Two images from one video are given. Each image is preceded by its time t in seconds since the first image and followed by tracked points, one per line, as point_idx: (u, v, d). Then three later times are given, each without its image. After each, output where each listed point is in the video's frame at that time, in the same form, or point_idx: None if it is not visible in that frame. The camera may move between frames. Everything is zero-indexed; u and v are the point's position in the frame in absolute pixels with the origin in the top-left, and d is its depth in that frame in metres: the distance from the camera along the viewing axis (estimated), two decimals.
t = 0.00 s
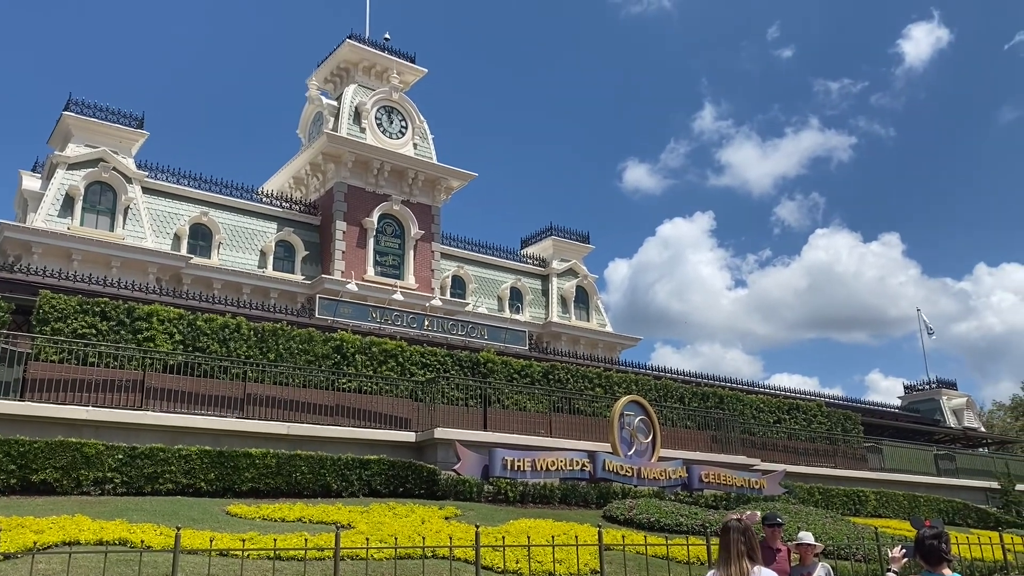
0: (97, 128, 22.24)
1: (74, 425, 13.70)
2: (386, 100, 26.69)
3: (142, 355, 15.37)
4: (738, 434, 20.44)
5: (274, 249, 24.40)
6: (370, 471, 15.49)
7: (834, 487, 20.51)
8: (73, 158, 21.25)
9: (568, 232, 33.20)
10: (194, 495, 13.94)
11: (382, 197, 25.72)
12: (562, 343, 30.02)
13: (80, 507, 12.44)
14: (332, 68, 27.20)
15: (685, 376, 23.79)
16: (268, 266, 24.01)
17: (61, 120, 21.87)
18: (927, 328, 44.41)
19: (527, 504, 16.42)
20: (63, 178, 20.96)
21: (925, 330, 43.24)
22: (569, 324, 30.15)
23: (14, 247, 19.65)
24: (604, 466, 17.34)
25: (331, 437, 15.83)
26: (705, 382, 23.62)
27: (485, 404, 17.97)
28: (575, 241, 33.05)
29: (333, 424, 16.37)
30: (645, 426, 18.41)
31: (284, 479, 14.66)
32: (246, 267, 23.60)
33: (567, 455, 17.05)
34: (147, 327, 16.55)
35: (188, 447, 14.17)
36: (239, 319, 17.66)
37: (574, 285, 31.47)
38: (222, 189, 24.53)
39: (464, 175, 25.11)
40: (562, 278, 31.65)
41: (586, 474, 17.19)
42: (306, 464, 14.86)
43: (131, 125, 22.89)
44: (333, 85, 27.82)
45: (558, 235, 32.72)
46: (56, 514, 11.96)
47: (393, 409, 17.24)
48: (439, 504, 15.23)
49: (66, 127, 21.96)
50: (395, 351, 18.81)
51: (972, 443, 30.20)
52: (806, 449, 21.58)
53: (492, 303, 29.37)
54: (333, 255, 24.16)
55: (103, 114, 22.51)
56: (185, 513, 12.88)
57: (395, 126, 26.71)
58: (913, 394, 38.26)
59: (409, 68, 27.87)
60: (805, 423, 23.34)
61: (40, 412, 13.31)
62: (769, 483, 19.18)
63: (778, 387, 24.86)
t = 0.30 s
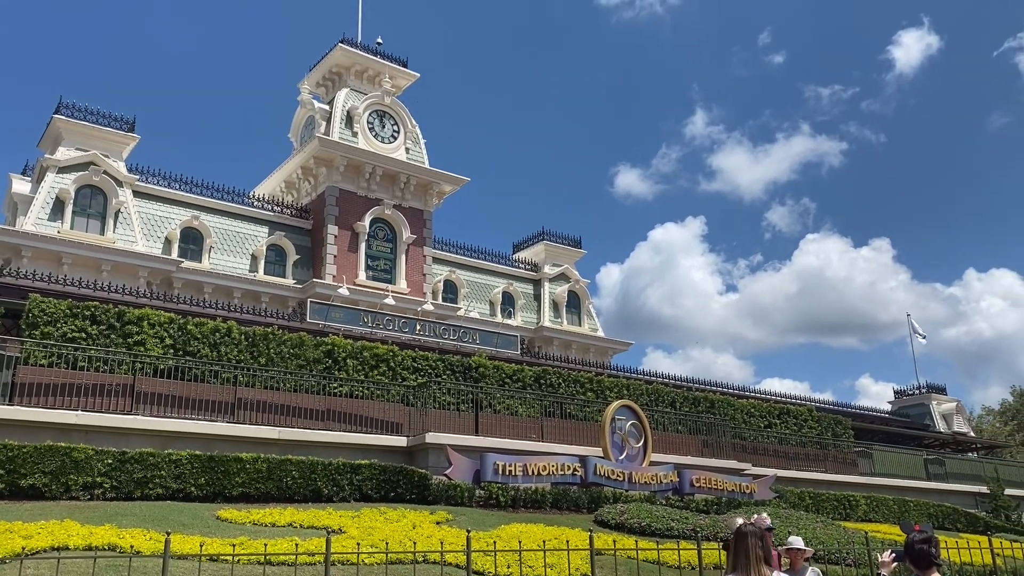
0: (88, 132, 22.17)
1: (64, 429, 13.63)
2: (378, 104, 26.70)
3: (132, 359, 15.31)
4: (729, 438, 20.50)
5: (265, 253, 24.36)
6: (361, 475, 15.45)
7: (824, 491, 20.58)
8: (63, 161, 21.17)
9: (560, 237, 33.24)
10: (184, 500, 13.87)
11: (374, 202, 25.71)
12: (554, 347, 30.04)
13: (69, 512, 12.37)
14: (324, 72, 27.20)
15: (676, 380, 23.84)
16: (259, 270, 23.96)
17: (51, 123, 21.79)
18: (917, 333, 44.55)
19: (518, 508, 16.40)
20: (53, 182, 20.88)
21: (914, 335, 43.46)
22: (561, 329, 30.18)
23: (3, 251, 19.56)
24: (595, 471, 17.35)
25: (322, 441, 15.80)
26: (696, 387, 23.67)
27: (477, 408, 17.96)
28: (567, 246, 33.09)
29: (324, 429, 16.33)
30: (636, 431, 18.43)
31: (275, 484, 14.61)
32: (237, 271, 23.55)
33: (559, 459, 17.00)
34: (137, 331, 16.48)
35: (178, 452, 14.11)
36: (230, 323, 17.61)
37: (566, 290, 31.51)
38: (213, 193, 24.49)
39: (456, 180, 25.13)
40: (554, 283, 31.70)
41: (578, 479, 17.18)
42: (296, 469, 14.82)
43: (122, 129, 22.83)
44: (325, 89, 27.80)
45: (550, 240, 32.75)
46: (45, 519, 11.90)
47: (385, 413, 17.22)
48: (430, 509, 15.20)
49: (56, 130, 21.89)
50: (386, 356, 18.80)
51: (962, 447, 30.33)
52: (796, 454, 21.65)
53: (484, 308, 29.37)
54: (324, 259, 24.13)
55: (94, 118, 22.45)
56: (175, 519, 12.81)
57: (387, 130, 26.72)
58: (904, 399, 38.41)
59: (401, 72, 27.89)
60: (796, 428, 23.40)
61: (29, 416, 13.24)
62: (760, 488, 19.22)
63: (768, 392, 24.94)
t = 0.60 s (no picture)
0: (83, 136, 22.15)
1: (58, 434, 13.57)
2: (373, 108, 26.71)
3: (126, 363, 15.28)
4: (724, 442, 20.51)
5: (261, 258, 24.34)
6: (356, 480, 15.43)
7: (820, 495, 20.59)
8: (58, 165, 21.14)
9: (556, 241, 33.27)
10: (179, 505, 13.83)
11: (369, 206, 25.71)
12: (550, 352, 30.05)
13: (63, 518, 12.32)
14: (320, 77, 27.21)
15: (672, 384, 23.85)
16: (254, 274, 23.94)
17: (46, 127, 21.76)
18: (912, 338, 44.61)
19: (514, 512, 16.50)
20: (48, 186, 20.84)
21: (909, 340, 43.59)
22: (556, 333, 30.19)
23: None
24: (591, 475, 17.23)
25: (318, 446, 15.76)
26: (692, 391, 23.69)
27: (472, 413, 17.94)
28: (563, 250, 33.12)
29: (319, 433, 16.30)
30: (631, 434, 18.44)
31: (270, 489, 14.58)
32: (232, 275, 23.52)
33: (554, 464, 16.80)
34: (131, 336, 16.43)
35: (172, 456, 14.07)
36: (225, 328, 17.58)
37: (562, 294, 31.53)
38: (208, 197, 24.47)
39: (452, 184, 25.14)
40: (550, 287, 31.72)
41: (574, 483, 17.02)
42: (291, 473, 14.77)
43: (117, 133, 22.81)
44: (320, 93, 27.82)
45: (545, 244, 32.79)
46: (39, 524, 11.85)
47: (380, 418, 17.20)
48: (426, 514, 15.18)
49: (51, 134, 21.85)
50: (381, 360, 18.78)
51: (957, 451, 30.38)
52: (791, 458, 21.66)
53: (479, 312, 29.38)
54: (319, 263, 24.11)
55: (89, 122, 22.42)
56: (169, 523, 12.77)
57: (383, 134, 26.73)
58: (899, 403, 38.50)
59: (396, 77, 27.92)
60: (791, 431, 23.42)
61: (23, 421, 13.18)
62: (755, 491, 19.21)
63: (764, 396, 24.97)
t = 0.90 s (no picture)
0: (82, 141, 22.19)
1: (57, 440, 13.57)
2: (373, 113, 26.76)
3: (126, 369, 15.28)
4: (725, 446, 20.50)
5: (260, 262, 24.35)
6: (356, 485, 15.41)
7: (820, 498, 20.58)
8: (57, 171, 21.17)
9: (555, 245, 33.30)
10: (179, 510, 13.81)
11: (369, 211, 25.73)
12: (550, 356, 30.05)
13: (62, 523, 12.30)
14: (319, 82, 27.26)
15: (672, 388, 23.83)
16: (254, 279, 23.94)
17: (46, 133, 21.79)
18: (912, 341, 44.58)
19: (514, 517, 16.35)
20: (47, 192, 20.87)
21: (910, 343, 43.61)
22: (556, 337, 30.19)
23: None
24: (591, 479, 17.31)
25: (318, 451, 15.76)
26: (692, 394, 23.67)
27: (472, 417, 17.93)
28: (562, 254, 33.13)
29: (319, 438, 16.29)
30: (631, 438, 18.43)
31: (270, 494, 14.56)
32: (232, 280, 23.53)
33: (554, 468, 16.99)
34: (131, 341, 16.44)
35: (172, 462, 14.06)
36: (225, 333, 17.58)
37: (562, 298, 31.54)
38: (208, 203, 24.49)
39: (451, 189, 25.17)
40: (550, 291, 31.73)
41: (574, 487, 17.16)
42: (291, 478, 14.75)
43: (116, 138, 22.84)
44: (320, 98, 27.86)
45: (545, 248, 32.80)
46: (38, 530, 11.84)
47: (380, 422, 17.19)
48: (426, 518, 15.16)
49: (51, 140, 21.89)
50: (381, 364, 18.78)
51: (957, 454, 30.35)
52: (792, 461, 21.64)
53: (479, 316, 29.38)
54: (319, 268, 24.12)
55: (89, 127, 22.46)
56: (169, 529, 12.75)
57: (382, 139, 26.77)
58: (899, 406, 38.51)
59: (395, 82, 27.96)
60: (791, 435, 23.40)
61: (22, 426, 13.17)
62: (756, 495, 19.20)
63: (764, 400, 24.96)
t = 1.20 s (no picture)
0: (87, 149, 22.26)
1: (62, 447, 13.58)
2: (376, 119, 26.82)
3: (130, 376, 15.30)
4: (730, 451, 20.46)
5: (264, 269, 24.39)
6: (361, 491, 15.40)
7: (826, 503, 20.52)
8: (62, 178, 21.25)
9: (559, 250, 33.30)
10: (184, 517, 13.80)
11: (372, 217, 25.77)
12: (554, 361, 30.04)
13: (67, 530, 12.31)
14: (322, 88, 27.34)
15: (676, 393, 23.79)
16: (258, 286, 23.98)
17: (50, 141, 21.88)
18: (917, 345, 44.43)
19: (519, 523, 16.33)
20: (52, 199, 20.94)
21: (915, 346, 43.50)
22: (560, 342, 30.17)
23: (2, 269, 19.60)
24: (596, 484, 17.28)
25: (322, 457, 15.75)
26: (696, 399, 23.63)
27: (476, 422, 17.92)
28: (565, 259, 33.14)
29: (323, 444, 16.28)
30: (636, 443, 18.39)
31: (274, 501, 14.55)
32: (236, 287, 23.57)
33: (559, 473, 16.96)
34: (136, 348, 16.47)
35: (177, 468, 14.06)
36: (229, 339, 17.60)
37: (565, 303, 31.52)
38: (212, 209, 24.55)
39: (454, 194, 25.20)
40: (553, 296, 31.72)
41: (579, 493, 17.11)
42: (295, 485, 14.74)
43: (121, 146, 22.93)
44: (323, 105, 27.94)
45: (548, 253, 32.80)
46: (43, 537, 11.84)
47: (384, 428, 17.17)
48: (430, 524, 15.13)
49: (56, 148, 21.97)
50: (385, 370, 18.79)
51: (963, 458, 30.23)
52: (797, 466, 21.60)
53: (482, 322, 29.38)
54: (323, 274, 24.15)
55: (93, 135, 22.54)
56: (173, 536, 12.75)
57: (385, 145, 26.82)
58: (904, 410, 38.41)
59: (398, 88, 28.03)
60: (796, 439, 23.34)
61: (27, 434, 13.18)
62: (761, 500, 19.14)
63: (768, 404, 24.91)
